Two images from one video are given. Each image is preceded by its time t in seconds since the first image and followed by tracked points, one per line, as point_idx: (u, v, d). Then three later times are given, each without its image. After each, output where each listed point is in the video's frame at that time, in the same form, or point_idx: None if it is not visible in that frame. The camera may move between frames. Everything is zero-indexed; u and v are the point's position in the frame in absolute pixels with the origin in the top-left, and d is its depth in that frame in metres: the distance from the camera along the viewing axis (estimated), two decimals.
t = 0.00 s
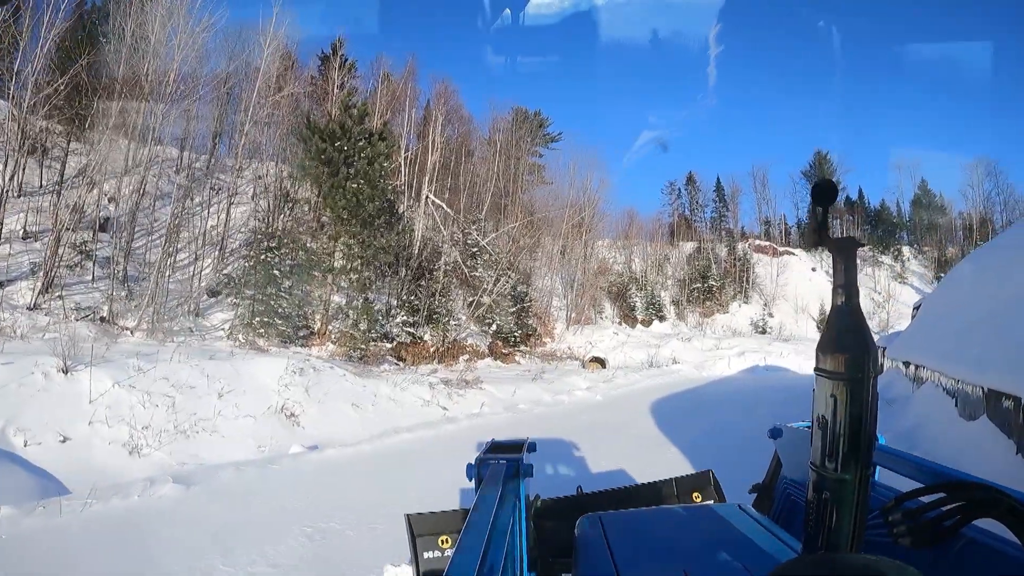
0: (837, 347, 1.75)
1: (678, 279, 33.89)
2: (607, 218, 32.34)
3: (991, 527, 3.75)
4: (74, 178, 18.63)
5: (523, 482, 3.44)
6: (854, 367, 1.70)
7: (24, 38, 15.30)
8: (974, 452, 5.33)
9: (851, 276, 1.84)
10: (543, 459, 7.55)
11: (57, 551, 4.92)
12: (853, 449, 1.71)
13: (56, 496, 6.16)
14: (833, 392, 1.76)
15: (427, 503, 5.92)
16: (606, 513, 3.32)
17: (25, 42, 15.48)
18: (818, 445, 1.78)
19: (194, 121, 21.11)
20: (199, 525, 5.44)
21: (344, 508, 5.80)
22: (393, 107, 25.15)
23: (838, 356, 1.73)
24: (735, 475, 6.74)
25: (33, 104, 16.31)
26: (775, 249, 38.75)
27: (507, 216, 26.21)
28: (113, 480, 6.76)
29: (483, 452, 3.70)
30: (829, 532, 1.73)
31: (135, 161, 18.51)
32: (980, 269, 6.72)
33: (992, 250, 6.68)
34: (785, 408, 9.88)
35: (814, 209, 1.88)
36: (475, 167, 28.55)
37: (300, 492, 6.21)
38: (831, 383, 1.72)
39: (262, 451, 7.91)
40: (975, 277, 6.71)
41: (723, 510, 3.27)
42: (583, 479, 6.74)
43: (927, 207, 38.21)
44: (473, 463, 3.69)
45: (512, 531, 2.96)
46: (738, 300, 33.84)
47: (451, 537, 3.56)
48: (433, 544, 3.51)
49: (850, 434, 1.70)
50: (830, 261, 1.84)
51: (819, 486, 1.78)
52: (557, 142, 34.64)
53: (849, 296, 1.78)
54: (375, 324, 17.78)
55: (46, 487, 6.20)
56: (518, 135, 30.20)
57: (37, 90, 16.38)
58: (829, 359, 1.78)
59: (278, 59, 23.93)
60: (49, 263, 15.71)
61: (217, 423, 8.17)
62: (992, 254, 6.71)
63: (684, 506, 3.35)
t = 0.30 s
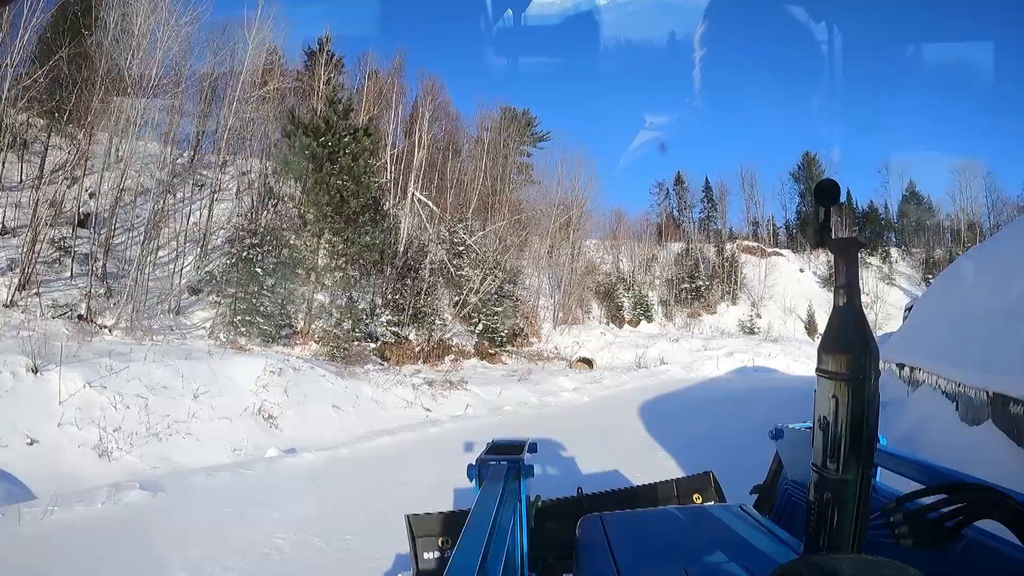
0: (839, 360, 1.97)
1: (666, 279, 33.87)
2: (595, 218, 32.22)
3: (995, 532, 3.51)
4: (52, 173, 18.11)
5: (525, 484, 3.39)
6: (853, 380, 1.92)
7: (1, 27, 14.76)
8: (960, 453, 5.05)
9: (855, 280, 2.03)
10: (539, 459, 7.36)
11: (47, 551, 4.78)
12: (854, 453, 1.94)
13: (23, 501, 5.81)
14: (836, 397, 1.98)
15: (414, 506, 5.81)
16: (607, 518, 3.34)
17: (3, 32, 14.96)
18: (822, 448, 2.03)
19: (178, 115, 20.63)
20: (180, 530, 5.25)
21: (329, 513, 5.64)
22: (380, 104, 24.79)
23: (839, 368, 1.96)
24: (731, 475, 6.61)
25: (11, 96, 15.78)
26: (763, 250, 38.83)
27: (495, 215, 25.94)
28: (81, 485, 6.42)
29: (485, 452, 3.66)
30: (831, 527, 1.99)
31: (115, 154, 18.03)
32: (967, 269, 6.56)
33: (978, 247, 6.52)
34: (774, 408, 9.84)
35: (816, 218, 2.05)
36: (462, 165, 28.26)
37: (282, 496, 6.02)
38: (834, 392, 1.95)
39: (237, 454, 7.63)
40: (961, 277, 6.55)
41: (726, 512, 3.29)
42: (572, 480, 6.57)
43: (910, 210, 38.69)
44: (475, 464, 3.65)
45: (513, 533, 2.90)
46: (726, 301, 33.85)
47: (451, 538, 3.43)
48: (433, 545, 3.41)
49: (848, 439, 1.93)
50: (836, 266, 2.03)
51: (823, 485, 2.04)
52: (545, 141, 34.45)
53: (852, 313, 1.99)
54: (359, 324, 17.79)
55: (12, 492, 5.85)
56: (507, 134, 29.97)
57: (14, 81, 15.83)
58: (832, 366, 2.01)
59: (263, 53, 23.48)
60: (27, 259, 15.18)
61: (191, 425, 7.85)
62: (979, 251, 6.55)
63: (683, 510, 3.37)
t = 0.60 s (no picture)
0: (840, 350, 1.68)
1: (653, 279, 33.88)
2: (582, 218, 32.12)
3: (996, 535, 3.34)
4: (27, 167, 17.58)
5: (526, 484, 3.23)
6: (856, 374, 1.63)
7: None
8: (957, 454, 4.92)
9: (858, 275, 1.77)
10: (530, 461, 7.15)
11: (47, 551, 4.71)
12: (856, 455, 1.65)
13: None
14: (836, 394, 1.70)
15: (401, 508, 5.66)
16: (606, 518, 3.06)
17: None
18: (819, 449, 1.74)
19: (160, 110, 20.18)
20: (154, 537, 5.01)
21: (314, 516, 5.46)
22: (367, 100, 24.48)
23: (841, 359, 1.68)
24: (726, 475, 6.49)
25: None
26: (750, 251, 38.96)
27: (481, 213, 25.68)
28: (43, 491, 6.08)
29: (483, 451, 3.49)
30: (830, 538, 1.71)
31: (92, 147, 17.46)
32: (959, 265, 6.33)
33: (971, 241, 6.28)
34: (761, 408, 9.73)
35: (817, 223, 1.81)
36: (449, 164, 28.01)
37: (252, 504, 5.73)
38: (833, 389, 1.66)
39: (210, 458, 7.33)
40: (953, 274, 6.34)
41: (727, 513, 3.02)
42: (559, 482, 6.35)
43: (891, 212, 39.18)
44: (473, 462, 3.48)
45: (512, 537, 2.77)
46: (713, 301, 33.89)
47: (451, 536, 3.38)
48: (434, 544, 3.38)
49: (848, 442, 1.65)
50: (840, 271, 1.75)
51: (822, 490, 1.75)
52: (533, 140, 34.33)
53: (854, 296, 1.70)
54: (342, 322, 17.37)
55: None
56: (494, 132, 29.79)
57: None
58: (832, 358, 1.72)
59: (247, 47, 23.06)
60: None
61: (163, 427, 7.53)
62: (972, 246, 6.33)
63: (683, 512, 3.07)
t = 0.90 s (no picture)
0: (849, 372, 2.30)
1: (639, 278, 33.82)
2: (568, 217, 31.95)
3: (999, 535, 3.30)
4: None
5: (531, 484, 3.40)
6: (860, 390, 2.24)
7: None
8: (953, 454, 4.87)
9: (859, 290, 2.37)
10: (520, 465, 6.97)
11: (53, 551, 4.66)
12: (857, 455, 2.27)
13: None
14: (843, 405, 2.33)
15: (393, 509, 5.64)
16: (612, 523, 3.02)
17: None
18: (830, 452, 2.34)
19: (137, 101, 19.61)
20: (139, 543, 4.86)
21: (306, 520, 5.38)
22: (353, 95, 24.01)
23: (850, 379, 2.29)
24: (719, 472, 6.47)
25: None
26: (736, 250, 39.05)
27: (466, 211, 25.37)
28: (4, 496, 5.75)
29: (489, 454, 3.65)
30: (838, 525, 2.30)
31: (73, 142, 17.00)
32: (955, 263, 6.22)
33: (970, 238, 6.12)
34: (747, 408, 9.72)
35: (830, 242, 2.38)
36: (434, 161, 27.61)
37: (222, 512, 5.49)
38: (839, 399, 2.27)
39: (181, 461, 7.04)
40: (950, 270, 6.23)
41: (735, 518, 2.94)
42: (549, 484, 6.21)
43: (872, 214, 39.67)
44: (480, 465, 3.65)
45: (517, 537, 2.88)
46: (700, 301, 33.88)
47: (453, 538, 4.15)
48: (439, 545, 4.12)
49: (854, 441, 2.26)
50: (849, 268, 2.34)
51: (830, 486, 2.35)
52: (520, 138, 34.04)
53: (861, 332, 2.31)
54: (322, 321, 17.15)
55: None
56: (480, 130, 29.44)
57: None
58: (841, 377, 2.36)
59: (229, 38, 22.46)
60: None
61: (132, 429, 7.20)
62: (969, 243, 6.21)
63: (689, 513, 3.07)
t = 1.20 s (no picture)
0: (850, 370, 2.18)
1: (625, 278, 33.78)
2: (554, 216, 31.81)
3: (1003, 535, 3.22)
4: None
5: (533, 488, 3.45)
6: (862, 388, 2.11)
7: None
8: (954, 456, 4.94)
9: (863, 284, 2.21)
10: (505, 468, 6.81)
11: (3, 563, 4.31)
12: (861, 457, 2.15)
13: None
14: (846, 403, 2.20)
15: (377, 514, 5.47)
16: (612, 524, 2.76)
17: None
18: (832, 454, 2.23)
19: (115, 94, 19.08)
20: (112, 551, 4.63)
21: (288, 525, 5.20)
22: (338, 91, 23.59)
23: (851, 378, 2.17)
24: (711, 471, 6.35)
25: None
26: (722, 250, 39.17)
27: (451, 209, 25.10)
28: None
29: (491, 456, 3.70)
30: (841, 530, 2.20)
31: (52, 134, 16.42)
32: (957, 256, 6.22)
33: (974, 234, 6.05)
34: (735, 408, 9.63)
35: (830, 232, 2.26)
36: (420, 158, 27.26)
37: (188, 520, 5.22)
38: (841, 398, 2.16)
39: (149, 465, 6.74)
40: (951, 264, 6.23)
41: (741, 522, 2.71)
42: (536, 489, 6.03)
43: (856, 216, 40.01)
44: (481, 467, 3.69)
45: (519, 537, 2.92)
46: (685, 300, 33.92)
47: (456, 538, 3.99)
48: (441, 544, 3.96)
49: (856, 444, 2.15)
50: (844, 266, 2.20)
51: (833, 489, 2.24)
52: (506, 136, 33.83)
53: (863, 328, 2.19)
54: (305, 319, 16.42)
55: None
56: (467, 127, 29.17)
57: None
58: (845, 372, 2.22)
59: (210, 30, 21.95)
60: None
61: (100, 431, 6.87)
62: (971, 236, 6.22)
63: (694, 514, 2.84)
